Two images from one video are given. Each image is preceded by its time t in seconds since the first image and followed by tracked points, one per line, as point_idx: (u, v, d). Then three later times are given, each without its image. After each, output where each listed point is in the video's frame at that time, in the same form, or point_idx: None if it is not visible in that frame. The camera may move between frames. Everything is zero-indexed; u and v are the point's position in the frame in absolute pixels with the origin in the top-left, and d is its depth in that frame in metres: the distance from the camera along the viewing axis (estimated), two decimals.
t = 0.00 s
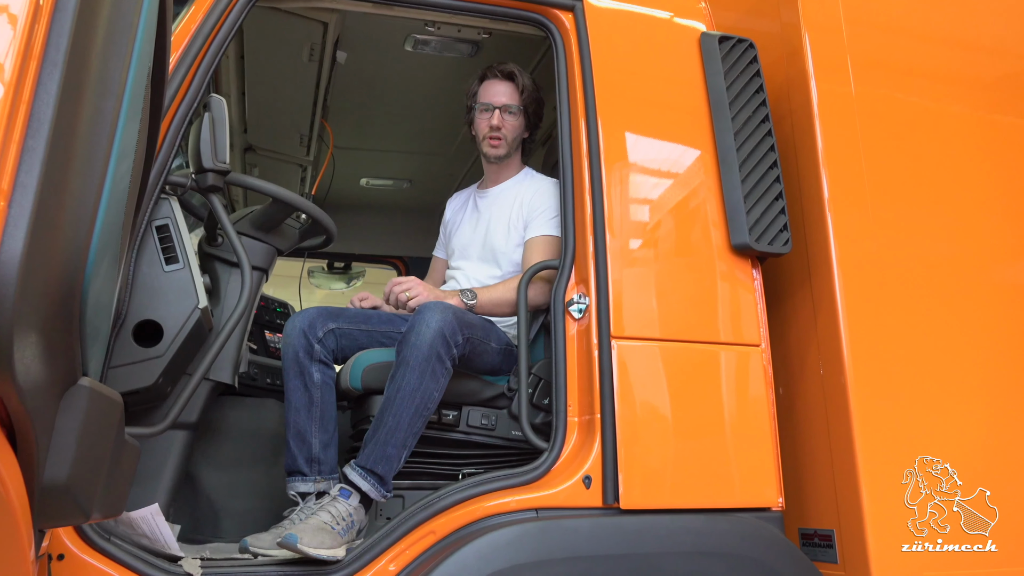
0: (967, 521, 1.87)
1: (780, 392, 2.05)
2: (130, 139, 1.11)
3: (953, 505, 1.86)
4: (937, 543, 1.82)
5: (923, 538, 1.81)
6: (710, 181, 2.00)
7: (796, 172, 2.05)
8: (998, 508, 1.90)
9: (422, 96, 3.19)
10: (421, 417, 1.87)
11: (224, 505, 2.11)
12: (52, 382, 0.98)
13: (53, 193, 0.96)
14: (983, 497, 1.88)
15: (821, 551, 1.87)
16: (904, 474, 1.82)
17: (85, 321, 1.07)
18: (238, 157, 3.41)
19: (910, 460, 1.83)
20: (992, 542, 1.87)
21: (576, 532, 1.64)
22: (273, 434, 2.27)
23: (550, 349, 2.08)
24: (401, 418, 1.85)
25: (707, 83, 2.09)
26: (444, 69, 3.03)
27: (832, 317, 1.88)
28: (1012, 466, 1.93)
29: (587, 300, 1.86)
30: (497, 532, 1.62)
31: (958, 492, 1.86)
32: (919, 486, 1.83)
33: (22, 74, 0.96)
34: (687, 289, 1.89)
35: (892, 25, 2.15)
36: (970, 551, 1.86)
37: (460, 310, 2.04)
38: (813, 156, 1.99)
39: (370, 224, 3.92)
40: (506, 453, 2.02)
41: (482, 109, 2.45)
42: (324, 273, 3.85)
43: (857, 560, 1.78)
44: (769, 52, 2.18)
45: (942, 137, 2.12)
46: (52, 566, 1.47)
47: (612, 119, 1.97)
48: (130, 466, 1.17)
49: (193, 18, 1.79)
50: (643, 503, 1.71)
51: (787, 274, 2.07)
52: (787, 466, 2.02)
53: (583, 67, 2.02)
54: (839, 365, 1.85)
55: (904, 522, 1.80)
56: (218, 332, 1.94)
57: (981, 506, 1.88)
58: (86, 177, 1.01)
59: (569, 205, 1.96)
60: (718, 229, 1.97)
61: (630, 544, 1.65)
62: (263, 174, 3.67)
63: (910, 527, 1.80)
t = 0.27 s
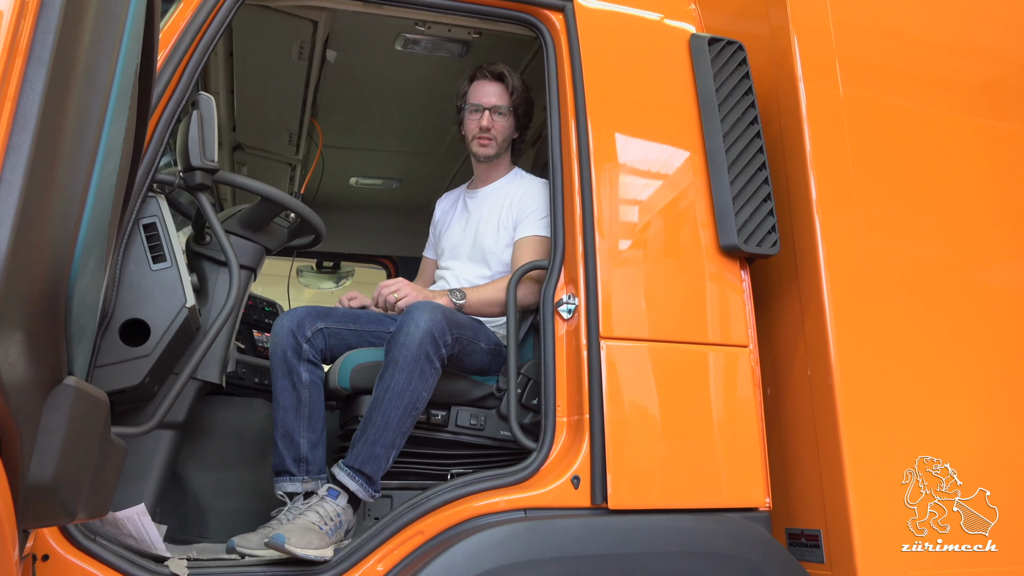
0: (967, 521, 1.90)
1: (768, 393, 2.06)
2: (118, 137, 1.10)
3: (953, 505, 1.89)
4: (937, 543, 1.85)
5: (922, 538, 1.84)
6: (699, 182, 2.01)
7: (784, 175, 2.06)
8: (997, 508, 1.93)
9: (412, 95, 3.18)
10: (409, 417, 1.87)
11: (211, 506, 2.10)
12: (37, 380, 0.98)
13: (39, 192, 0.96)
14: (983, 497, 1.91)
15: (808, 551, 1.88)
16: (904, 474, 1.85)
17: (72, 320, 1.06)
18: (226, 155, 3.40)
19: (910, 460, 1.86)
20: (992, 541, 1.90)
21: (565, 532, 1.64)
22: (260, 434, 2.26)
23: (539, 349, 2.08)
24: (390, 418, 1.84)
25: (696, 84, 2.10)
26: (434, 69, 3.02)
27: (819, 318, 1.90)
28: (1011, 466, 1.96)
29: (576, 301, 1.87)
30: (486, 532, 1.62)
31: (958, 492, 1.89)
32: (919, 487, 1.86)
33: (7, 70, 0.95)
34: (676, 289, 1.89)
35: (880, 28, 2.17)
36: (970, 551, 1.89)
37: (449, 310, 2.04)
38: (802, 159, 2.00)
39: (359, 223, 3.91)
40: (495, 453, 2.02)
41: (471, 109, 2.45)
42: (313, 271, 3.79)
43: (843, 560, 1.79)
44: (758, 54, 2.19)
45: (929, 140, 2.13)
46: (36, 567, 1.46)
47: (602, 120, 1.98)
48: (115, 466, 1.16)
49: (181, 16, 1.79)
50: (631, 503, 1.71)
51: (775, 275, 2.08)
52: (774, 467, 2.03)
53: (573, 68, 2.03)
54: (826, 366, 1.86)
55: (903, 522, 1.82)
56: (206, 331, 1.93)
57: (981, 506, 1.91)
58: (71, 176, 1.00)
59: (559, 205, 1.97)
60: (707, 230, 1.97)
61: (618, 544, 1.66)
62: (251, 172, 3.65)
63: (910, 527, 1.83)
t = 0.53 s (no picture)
0: (968, 521, 1.93)
1: (756, 393, 2.07)
2: (104, 134, 1.10)
3: (954, 505, 1.92)
4: (937, 544, 1.88)
5: (923, 538, 1.86)
6: (688, 183, 2.02)
7: (772, 176, 2.07)
8: (998, 508, 1.96)
9: (402, 93, 3.18)
10: (398, 417, 1.87)
11: (198, 506, 2.09)
12: (22, 379, 0.97)
13: (25, 189, 0.95)
14: (983, 497, 1.94)
15: (795, 550, 1.89)
16: (904, 474, 1.88)
17: (57, 318, 1.05)
18: (215, 153, 3.38)
19: (910, 461, 1.89)
20: (992, 542, 1.93)
21: (553, 532, 1.64)
22: (248, 434, 2.25)
23: (528, 349, 2.08)
24: (378, 418, 1.84)
25: (686, 86, 2.11)
26: (424, 68, 3.02)
27: (807, 319, 1.90)
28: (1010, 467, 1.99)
29: (565, 301, 1.87)
30: (474, 532, 1.62)
31: (958, 493, 1.92)
32: (919, 487, 1.89)
33: None
34: (665, 290, 1.90)
35: (868, 31, 2.18)
36: (970, 551, 1.92)
37: (439, 310, 2.03)
38: (790, 160, 2.01)
39: (348, 222, 3.90)
40: (484, 453, 2.02)
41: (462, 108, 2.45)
42: (303, 271, 3.73)
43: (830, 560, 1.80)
44: (748, 56, 2.20)
45: (916, 143, 2.14)
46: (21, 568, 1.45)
47: (592, 120, 1.98)
48: (101, 467, 1.15)
49: (170, 13, 1.78)
50: (620, 503, 1.72)
51: (763, 276, 2.09)
52: (762, 467, 2.04)
53: (564, 68, 2.03)
54: (814, 367, 1.87)
55: (903, 523, 1.85)
56: (194, 330, 1.92)
57: (981, 507, 1.94)
58: (57, 173, 0.99)
59: (549, 206, 1.97)
60: (696, 231, 1.98)
61: (606, 544, 1.66)
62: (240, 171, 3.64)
63: (911, 527, 1.85)
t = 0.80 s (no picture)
0: (967, 521, 1.96)
1: (744, 394, 2.08)
2: (92, 130, 1.09)
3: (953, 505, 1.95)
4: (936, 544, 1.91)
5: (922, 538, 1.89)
6: (677, 184, 2.02)
7: (761, 178, 2.08)
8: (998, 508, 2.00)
9: (391, 92, 3.17)
10: (387, 417, 1.86)
11: (185, 506, 2.08)
12: (7, 377, 0.96)
13: (11, 185, 0.94)
14: (984, 497, 1.97)
15: (782, 550, 1.90)
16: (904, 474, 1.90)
17: (43, 316, 1.05)
18: (203, 151, 3.36)
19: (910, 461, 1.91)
20: (992, 542, 1.96)
21: (542, 532, 1.65)
22: (235, 433, 2.24)
23: (517, 349, 2.08)
24: (367, 417, 1.83)
25: (676, 87, 2.11)
26: (414, 67, 3.02)
27: (795, 320, 1.91)
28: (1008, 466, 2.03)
29: (555, 300, 1.87)
30: (463, 531, 1.61)
31: (957, 493, 1.95)
32: (919, 487, 1.92)
33: None
34: (654, 290, 1.90)
35: (857, 34, 2.19)
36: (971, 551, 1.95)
37: (428, 310, 2.03)
38: (779, 162, 2.02)
39: (337, 222, 3.89)
40: (473, 453, 2.02)
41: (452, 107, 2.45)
42: (291, 270, 3.76)
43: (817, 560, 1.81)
44: (737, 58, 2.21)
45: (904, 145, 2.16)
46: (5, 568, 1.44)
47: (582, 121, 1.98)
48: (86, 467, 1.15)
49: (159, 10, 1.77)
50: (608, 503, 1.72)
51: (752, 277, 2.10)
52: (749, 467, 2.05)
53: (554, 68, 2.03)
54: (801, 368, 1.88)
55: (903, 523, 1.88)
56: (181, 329, 1.91)
57: (981, 506, 1.98)
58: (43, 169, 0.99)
59: (539, 206, 1.97)
60: (685, 232, 1.99)
61: (595, 543, 1.66)
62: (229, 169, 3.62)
63: (910, 527, 1.88)
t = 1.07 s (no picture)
0: (967, 521, 1.99)
1: (733, 394, 2.09)
2: (79, 127, 1.08)
3: (953, 505, 1.98)
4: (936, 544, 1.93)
5: (922, 538, 1.92)
6: (667, 185, 2.03)
7: (750, 179, 2.09)
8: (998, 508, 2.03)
9: (382, 91, 3.16)
10: (376, 416, 1.86)
11: (172, 506, 2.07)
12: None
13: None
14: (984, 497, 2.00)
15: (769, 550, 1.91)
16: (904, 474, 1.93)
17: (29, 314, 1.04)
18: (192, 149, 3.35)
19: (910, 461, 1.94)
20: (992, 541, 1.99)
21: (531, 532, 1.65)
22: (223, 433, 2.23)
23: (507, 349, 2.08)
24: (356, 417, 1.83)
25: (666, 88, 2.12)
26: (404, 66, 3.01)
27: (784, 321, 1.92)
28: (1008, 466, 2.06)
29: (545, 300, 1.87)
30: (452, 531, 1.61)
31: (958, 492, 1.98)
32: (920, 487, 1.94)
33: None
34: (643, 290, 1.91)
35: (846, 36, 2.20)
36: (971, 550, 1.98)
37: (418, 310, 2.03)
38: (768, 163, 2.03)
39: (327, 221, 3.87)
40: (462, 453, 2.01)
41: (443, 107, 2.45)
42: (280, 269, 3.70)
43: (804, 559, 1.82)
44: (727, 59, 2.21)
45: (892, 147, 2.17)
46: None
47: (572, 121, 1.98)
48: (72, 466, 1.14)
49: (148, 7, 1.76)
50: (597, 503, 1.72)
51: (741, 278, 2.10)
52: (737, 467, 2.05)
53: (545, 68, 2.03)
54: (790, 368, 1.89)
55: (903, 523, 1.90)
56: (169, 328, 1.90)
57: (981, 506, 2.01)
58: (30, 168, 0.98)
59: (529, 206, 1.97)
60: (675, 232, 1.99)
61: (584, 543, 1.67)
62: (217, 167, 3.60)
63: (910, 527, 1.90)
